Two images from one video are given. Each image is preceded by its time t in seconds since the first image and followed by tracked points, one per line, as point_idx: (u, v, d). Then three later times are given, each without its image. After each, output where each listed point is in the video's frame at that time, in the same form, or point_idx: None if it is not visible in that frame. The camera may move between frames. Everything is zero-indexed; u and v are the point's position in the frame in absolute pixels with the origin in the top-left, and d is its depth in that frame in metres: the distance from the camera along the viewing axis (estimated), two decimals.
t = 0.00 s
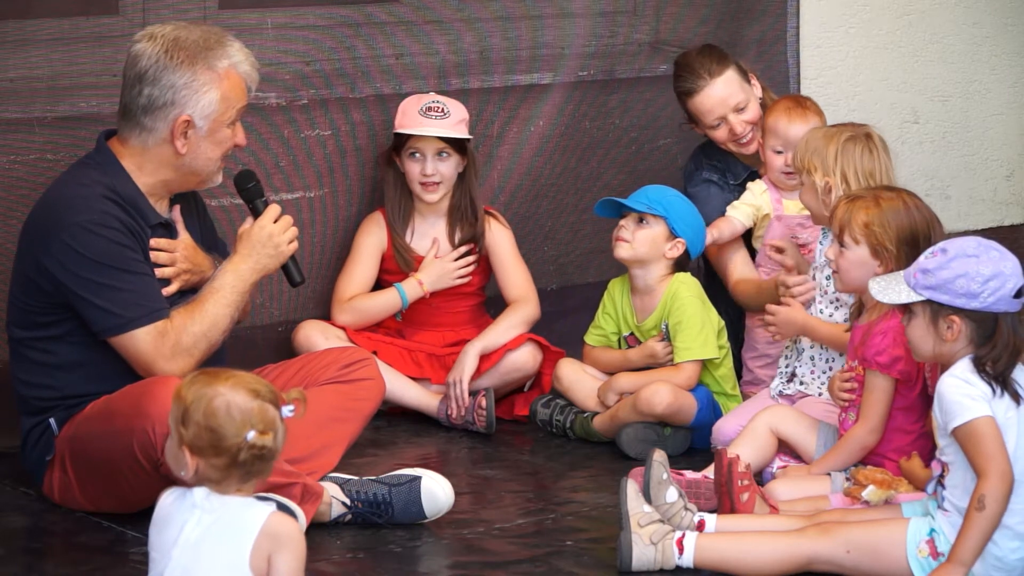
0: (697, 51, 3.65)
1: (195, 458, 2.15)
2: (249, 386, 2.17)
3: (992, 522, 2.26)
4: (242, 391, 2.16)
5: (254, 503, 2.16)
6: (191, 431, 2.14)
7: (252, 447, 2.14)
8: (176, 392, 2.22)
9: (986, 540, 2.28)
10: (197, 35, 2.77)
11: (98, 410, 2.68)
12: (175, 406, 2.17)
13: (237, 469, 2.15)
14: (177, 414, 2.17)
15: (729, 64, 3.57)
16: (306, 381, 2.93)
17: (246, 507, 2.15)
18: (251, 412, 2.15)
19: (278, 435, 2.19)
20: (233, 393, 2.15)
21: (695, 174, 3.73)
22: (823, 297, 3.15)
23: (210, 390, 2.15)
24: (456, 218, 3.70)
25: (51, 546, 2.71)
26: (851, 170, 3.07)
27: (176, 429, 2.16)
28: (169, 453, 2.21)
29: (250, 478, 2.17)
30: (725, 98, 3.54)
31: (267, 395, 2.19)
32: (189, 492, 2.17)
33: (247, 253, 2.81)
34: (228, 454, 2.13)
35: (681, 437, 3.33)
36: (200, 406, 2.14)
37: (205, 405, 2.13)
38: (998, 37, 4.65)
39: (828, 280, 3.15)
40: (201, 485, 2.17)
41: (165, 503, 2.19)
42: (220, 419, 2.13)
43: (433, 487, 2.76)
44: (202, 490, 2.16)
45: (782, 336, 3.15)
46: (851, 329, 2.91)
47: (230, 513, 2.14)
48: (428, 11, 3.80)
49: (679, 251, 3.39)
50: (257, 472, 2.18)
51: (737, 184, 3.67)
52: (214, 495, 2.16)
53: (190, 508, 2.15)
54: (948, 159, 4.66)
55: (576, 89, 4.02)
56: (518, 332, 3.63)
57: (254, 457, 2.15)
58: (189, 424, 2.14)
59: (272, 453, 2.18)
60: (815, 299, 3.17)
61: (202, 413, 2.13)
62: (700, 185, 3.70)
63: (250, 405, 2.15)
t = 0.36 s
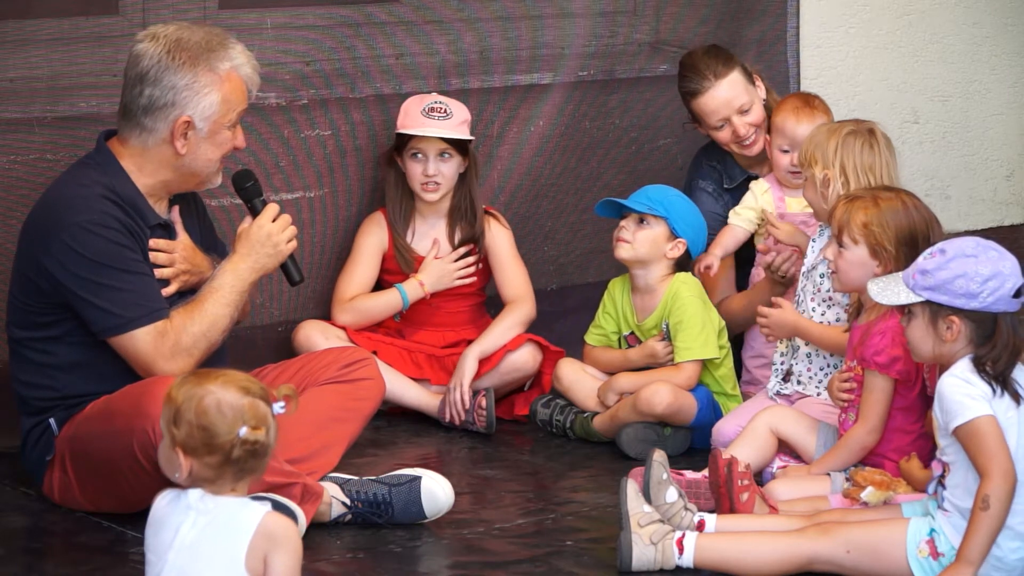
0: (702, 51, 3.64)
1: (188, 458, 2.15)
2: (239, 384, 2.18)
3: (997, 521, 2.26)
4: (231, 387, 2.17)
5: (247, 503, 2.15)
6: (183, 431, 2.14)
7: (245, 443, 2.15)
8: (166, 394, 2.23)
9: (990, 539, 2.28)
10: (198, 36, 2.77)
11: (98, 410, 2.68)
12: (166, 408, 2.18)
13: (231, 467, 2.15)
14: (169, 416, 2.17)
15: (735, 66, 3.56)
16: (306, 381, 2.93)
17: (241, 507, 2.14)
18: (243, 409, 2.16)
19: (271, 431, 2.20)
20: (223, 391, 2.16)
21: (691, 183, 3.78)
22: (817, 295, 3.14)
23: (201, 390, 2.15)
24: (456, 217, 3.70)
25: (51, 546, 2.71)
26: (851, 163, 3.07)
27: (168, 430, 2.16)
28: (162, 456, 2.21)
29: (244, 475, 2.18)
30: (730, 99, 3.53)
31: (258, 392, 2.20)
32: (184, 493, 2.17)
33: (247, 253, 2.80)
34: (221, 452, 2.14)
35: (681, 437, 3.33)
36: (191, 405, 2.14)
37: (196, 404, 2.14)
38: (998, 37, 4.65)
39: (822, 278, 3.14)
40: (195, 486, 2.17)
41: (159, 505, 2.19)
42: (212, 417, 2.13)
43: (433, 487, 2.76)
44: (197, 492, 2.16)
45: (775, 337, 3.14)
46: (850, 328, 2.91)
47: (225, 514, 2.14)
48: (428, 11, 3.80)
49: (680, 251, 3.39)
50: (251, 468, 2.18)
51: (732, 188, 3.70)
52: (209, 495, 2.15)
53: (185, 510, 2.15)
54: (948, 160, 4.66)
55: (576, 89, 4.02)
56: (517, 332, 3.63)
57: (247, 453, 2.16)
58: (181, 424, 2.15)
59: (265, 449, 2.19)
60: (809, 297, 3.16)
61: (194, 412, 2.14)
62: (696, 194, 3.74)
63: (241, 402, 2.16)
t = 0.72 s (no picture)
0: (708, 43, 3.65)
1: (187, 459, 2.15)
2: (239, 385, 2.18)
3: (996, 521, 2.26)
4: (231, 389, 2.17)
5: (246, 505, 2.15)
6: (183, 432, 2.15)
7: (244, 445, 2.15)
8: (166, 394, 2.23)
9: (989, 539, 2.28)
10: (199, 35, 2.77)
11: (98, 410, 2.68)
12: (166, 408, 2.18)
13: (230, 468, 2.15)
14: (169, 416, 2.17)
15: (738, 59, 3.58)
16: (306, 381, 2.93)
17: (241, 508, 2.14)
18: (242, 411, 2.16)
19: (270, 433, 2.20)
20: (223, 392, 2.16)
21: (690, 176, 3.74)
22: (822, 300, 3.14)
23: (200, 390, 2.16)
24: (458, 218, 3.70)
25: (51, 546, 2.71)
26: (860, 167, 3.07)
27: (167, 431, 2.17)
28: (161, 456, 2.21)
29: (243, 477, 2.18)
30: (732, 91, 3.54)
31: (258, 393, 2.20)
32: (183, 494, 2.17)
33: (246, 253, 2.80)
34: (220, 453, 2.14)
35: (681, 436, 3.32)
36: (191, 406, 2.14)
37: (196, 405, 2.14)
38: (999, 37, 4.65)
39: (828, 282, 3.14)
40: (194, 487, 2.17)
41: (159, 505, 2.18)
42: (211, 418, 2.13)
43: (433, 487, 2.76)
44: (196, 493, 2.16)
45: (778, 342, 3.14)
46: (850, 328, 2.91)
47: (225, 514, 2.13)
48: (428, 11, 3.80)
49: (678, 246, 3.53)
50: (250, 470, 2.18)
51: (733, 183, 3.69)
52: (208, 496, 2.15)
53: (184, 511, 2.15)
54: (948, 160, 4.66)
55: (576, 89, 4.02)
56: (516, 331, 3.63)
57: (246, 454, 2.16)
58: (180, 425, 2.15)
59: (264, 451, 2.19)
60: (815, 301, 3.16)
61: (193, 413, 2.14)
62: (696, 186, 3.71)
63: (241, 403, 2.16)
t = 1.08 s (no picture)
0: (713, 38, 3.65)
1: (189, 458, 2.15)
2: (242, 386, 2.18)
3: (997, 521, 2.26)
4: (234, 390, 2.16)
5: (248, 506, 2.15)
6: (185, 431, 2.15)
7: (246, 446, 2.15)
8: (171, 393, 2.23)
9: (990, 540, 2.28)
10: (197, 34, 2.77)
11: (98, 410, 2.68)
12: (170, 407, 2.18)
13: (231, 469, 2.15)
14: (172, 415, 2.17)
15: (744, 53, 3.57)
16: (304, 381, 2.93)
17: (242, 510, 2.14)
18: (245, 411, 2.15)
19: (273, 433, 2.19)
20: (226, 392, 2.16)
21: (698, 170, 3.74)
22: (827, 306, 3.14)
23: (204, 390, 2.16)
24: (457, 217, 3.70)
25: (51, 546, 2.71)
26: (865, 168, 3.07)
27: (170, 430, 2.17)
28: (165, 455, 2.21)
29: (245, 477, 2.17)
30: (736, 85, 3.53)
31: (262, 395, 2.19)
32: (184, 495, 2.17)
33: (245, 252, 2.80)
34: (223, 453, 2.14)
35: (681, 436, 3.32)
36: (194, 405, 2.14)
37: (199, 405, 2.14)
38: (998, 37, 4.65)
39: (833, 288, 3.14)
40: (196, 487, 2.17)
41: (160, 505, 2.18)
42: (214, 418, 2.13)
43: (433, 487, 2.76)
44: (197, 494, 2.16)
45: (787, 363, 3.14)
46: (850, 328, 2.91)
47: (227, 515, 2.13)
48: (429, 11, 3.81)
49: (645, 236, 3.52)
50: (251, 471, 2.18)
51: (741, 179, 3.69)
52: (209, 497, 2.15)
53: (185, 512, 2.15)
54: (948, 159, 4.66)
55: (576, 89, 4.02)
56: (512, 330, 3.63)
57: (248, 455, 2.15)
58: (183, 424, 2.15)
59: (266, 452, 2.18)
60: (818, 308, 3.16)
61: (196, 412, 2.14)
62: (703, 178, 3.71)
63: (244, 404, 2.16)
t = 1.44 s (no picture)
0: (716, 39, 3.65)
1: (194, 459, 2.15)
2: (248, 387, 2.18)
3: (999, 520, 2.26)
4: (240, 392, 2.16)
5: (251, 508, 2.15)
6: (190, 432, 2.15)
7: (250, 448, 2.14)
8: (177, 393, 2.23)
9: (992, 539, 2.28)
10: (195, 33, 2.77)
11: (98, 410, 2.68)
12: (175, 407, 2.18)
13: (235, 471, 2.15)
14: (178, 415, 2.17)
15: (745, 53, 3.57)
16: (303, 382, 2.93)
17: (245, 512, 2.14)
18: (250, 413, 2.15)
19: (278, 435, 2.19)
20: (232, 394, 2.16)
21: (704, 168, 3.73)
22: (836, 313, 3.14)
23: (210, 391, 2.15)
24: (457, 216, 3.70)
25: (52, 546, 2.71)
26: (863, 173, 3.07)
27: (176, 430, 2.17)
28: (170, 455, 2.21)
29: (249, 480, 2.17)
30: (739, 84, 3.53)
31: (268, 397, 2.19)
32: (187, 495, 2.17)
33: (245, 253, 2.80)
34: (227, 455, 2.13)
35: (681, 435, 3.32)
36: (199, 406, 2.14)
37: (204, 406, 2.14)
38: (999, 37, 4.64)
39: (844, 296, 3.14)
40: (200, 488, 2.17)
41: (163, 505, 2.19)
42: (219, 419, 2.13)
43: (433, 487, 2.76)
44: (201, 494, 2.15)
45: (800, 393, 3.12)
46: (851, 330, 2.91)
47: (229, 517, 2.14)
48: (429, 11, 3.82)
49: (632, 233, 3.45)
50: (255, 473, 2.17)
51: (750, 177, 3.68)
52: (213, 498, 2.15)
53: (188, 512, 2.15)
54: (948, 159, 4.66)
55: (576, 89, 4.02)
56: (511, 329, 3.63)
57: (253, 458, 2.15)
58: (188, 425, 2.15)
59: (271, 455, 2.18)
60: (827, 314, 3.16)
61: (201, 413, 2.14)
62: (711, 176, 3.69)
63: (249, 406, 2.15)
